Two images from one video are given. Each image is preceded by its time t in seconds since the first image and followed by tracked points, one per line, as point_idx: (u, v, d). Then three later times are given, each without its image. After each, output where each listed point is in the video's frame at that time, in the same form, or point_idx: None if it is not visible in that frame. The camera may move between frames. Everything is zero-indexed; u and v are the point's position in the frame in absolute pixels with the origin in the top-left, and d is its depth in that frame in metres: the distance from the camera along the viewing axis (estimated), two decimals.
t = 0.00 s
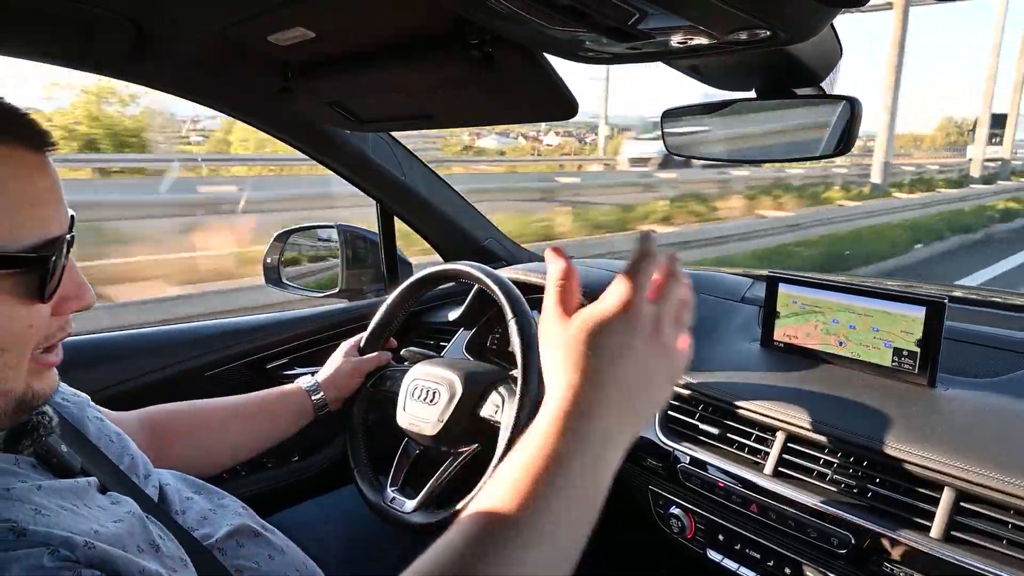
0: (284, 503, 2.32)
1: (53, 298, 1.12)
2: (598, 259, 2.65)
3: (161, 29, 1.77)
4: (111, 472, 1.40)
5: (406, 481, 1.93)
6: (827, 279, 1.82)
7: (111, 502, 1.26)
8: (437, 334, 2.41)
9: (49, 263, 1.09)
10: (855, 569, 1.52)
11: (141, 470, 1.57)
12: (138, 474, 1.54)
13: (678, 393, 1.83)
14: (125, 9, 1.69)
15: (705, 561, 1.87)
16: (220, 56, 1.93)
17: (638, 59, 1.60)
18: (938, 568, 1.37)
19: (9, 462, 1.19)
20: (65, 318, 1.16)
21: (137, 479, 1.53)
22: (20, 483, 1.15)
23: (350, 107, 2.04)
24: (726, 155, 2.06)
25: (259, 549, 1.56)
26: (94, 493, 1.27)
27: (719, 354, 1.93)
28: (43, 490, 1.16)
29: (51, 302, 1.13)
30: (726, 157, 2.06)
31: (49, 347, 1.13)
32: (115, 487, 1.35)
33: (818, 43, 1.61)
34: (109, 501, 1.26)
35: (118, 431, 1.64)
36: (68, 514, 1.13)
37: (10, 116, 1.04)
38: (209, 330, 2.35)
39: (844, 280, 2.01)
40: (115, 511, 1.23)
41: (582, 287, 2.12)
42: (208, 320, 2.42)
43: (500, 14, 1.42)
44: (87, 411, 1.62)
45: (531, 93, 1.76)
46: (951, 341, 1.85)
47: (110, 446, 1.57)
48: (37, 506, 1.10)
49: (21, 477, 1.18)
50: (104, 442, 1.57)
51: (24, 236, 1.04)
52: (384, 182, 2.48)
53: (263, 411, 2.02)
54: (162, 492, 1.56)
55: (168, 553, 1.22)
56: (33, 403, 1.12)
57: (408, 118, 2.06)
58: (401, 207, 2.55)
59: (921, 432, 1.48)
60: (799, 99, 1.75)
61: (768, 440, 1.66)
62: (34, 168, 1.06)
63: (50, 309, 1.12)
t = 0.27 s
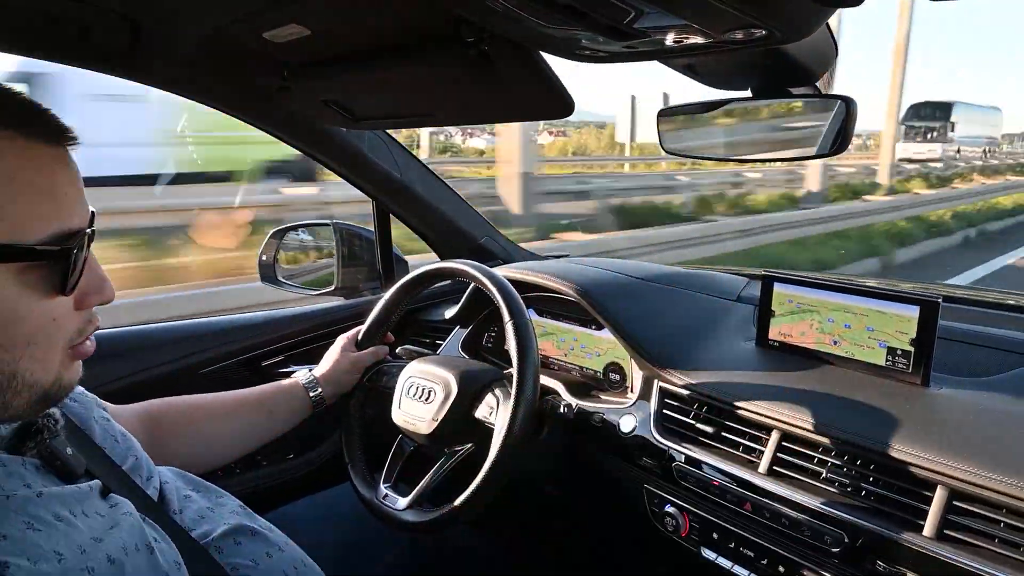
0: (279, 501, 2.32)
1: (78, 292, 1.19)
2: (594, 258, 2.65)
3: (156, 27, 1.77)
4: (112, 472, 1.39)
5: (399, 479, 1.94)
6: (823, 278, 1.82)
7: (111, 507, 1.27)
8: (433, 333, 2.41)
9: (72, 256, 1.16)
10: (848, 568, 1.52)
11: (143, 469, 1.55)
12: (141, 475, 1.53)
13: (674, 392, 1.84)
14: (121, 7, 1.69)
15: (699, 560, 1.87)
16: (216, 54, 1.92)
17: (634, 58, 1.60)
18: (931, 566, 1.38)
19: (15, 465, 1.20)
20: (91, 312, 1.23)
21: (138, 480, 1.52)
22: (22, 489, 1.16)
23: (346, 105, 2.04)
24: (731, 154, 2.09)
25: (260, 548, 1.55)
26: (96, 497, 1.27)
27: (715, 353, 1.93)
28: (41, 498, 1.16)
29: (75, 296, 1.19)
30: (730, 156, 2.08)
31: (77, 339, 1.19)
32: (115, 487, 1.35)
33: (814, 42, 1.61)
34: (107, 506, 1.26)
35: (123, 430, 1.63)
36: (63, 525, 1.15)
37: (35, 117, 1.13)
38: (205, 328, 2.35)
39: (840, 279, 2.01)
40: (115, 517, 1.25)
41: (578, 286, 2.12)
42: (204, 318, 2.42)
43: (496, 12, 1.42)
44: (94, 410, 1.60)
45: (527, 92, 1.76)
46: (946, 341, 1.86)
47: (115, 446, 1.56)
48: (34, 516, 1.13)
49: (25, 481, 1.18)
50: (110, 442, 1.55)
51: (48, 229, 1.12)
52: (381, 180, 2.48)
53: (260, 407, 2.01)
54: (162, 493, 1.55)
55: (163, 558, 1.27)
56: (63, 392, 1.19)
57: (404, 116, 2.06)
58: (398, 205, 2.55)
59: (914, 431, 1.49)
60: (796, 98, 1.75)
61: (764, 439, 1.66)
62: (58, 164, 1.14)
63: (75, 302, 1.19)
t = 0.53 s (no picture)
0: (282, 505, 2.32)
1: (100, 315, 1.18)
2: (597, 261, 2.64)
3: (160, 30, 1.77)
4: (127, 481, 1.39)
5: (402, 482, 1.94)
6: (826, 280, 1.82)
7: (131, 522, 1.27)
8: (435, 336, 2.41)
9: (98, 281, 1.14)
10: (852, 571, 1.51)
11: (157, 477, 1.56)
12: (155, 483, 1.54)
13: (677, 395, 1.83)
14: (123, 11, 1.69)
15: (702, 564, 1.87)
16: (218, 57, 1.93)
17: (636, 61, 1.60)
18: (935, 569, 1.37)
19: (38, 479, 1.20)
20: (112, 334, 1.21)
21: (153, 488, 1.52)
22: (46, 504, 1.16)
23: (348, 108, 2.04)
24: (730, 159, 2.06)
25: (272, 555, 1.55)
26: (115, 510, 1.27)
27: (718, 356, 1.93)
28: (71, 519, 1.15)
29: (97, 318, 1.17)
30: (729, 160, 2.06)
31: (97, 360, 1.18)
32: (131, 498, 1.35)
33: (817, 45, 1.61)
34: (128, 520, 1.27)
35: (137, 435, 1.63)
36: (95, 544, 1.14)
37: (65, 138, 1.08)
38: (208, 331, 2.35)
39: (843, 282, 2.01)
40: (134, 531, 1.25)
41: (580, 289, 2.12)
42: (207, 322, 2.42)
43: (498, 15, 1.42)
44: (109, 414, 1.60)
45: (529, 96, 1.76)
46: (949, 343, 1.85)
47: (130, 452, 1.56)
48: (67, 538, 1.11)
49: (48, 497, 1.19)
50: (124, 447, 1.55)
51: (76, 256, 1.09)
52: (383, 183, 2.48)
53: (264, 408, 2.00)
54: (176, 501, 1.56)
55: None
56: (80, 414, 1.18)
57: (406, 120, 2.06)
58: (400, 209, 2.55)
59: (918, 434, 1.49)
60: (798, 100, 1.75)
61: (767, 442, 1.66)
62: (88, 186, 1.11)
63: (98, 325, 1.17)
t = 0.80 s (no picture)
0: (283, 505, 2.32)
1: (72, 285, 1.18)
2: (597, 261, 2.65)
3: (160, 31, 1.78)
4: (121, 475, 1.39)
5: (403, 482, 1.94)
6: (827, 281, 1.82)
7: (124, 510, 1.27)
8: (436, 337, 2.41)
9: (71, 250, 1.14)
10: (854, 572, 1.51)
11: (151, 474, 1.56)
12: (149, 479, 1.54)
13: (678, 395, 1.83)
14: (125, 11, 1.69)
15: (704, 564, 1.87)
16: (219, 57, 1.93)
17: (637, 61, 1.60)
18: (936, 570, 1.37)
19: (30, 468, 1.21)
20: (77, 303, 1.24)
21: (147, 485, 1.52)
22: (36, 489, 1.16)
23: (349, 108, 2.04)
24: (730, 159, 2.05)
25: (268, 553, 1.55)
26: (110, 500, 1.27)
27: (719, 356, 1.93)
28: (65, 503, 1.15)
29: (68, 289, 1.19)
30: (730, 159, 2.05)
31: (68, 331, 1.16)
32: (126, 491, 1.36)
33: (818, 46, 1.61)
34: (123, 509, 1.26)
35: (129, 434, 1.64)
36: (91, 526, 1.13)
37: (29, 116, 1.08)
38: (209, 331, 2.35)
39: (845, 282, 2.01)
40: (130, 518, 1.25)
41: (582, 289, 2.12)
42: (208, 322, 2.42)
43: (499, 15, 1.43)
44: (100, 416, 1.61)
45: (530, 96, 1.76)
46: (951, 344, 1.85)
47: (123, 451, 1.57)
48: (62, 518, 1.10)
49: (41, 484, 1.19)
50: (116, 447, 1.56)
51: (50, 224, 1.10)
52: (384, 183, 2.48)
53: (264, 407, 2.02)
54: (171, 499, 1.56)
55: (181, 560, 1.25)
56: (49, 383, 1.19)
57: (407, 120, 2.06)
58: (401, 209, 2.55)
59: (919, 434, 1.49)
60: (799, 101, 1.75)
61: (768, 443, 1.66)
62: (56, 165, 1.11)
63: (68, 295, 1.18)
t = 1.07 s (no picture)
0: (283, 505, 2.32)
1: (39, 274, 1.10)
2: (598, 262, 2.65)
3: (160, 31, 1.78)
4: (111, 472, 1.39)
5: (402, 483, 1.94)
6: (828, 282, 1.81)
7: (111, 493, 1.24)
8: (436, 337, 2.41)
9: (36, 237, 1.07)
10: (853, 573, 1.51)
11: (144, 472, 1.57)
12: (142, 477, 1.55)
13: (677, 396, 1.83)
14: (124, 11, 1.69)
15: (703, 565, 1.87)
16: (219, 56, 1.92)
17: (637, 61, 1.60)
18: (936, 571, 1.37)
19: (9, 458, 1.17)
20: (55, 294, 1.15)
21: (139, 483, 1.53)
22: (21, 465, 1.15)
23: (349, 108, 2.04)
24: (729, 159, 2.06)
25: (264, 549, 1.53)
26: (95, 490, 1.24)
27: (719, 357, 1.93)
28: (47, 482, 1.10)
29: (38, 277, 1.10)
30: (728, 159, 2.06)
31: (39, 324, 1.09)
32: (114, 487, 1.35)
33: (818, 47, 1.61)
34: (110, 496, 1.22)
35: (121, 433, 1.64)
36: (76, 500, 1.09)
37: None
38: (209, 331, 2.35)
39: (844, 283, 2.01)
40: (118, 503, 1.20)
41: (581, 289, 2.12)
42: (207, 322, 2.42)
43: (500, 16, 1.43)
44: (91, 415, 1.62)
45: (530, 97, 1.76)
46: (951, 345, 1.85)
47: (115, 450, 1.57)
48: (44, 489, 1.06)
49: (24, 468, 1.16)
50: (108, 445, 1.56)
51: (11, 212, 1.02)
52: (384, 184, 2.47)
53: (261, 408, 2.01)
54: (164, 496, 1.56)
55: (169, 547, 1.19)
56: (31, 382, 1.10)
57: (407, 120, 2.06)
58: (402, 209, 2.53)
59: (919, 435, 1.48)
60: (799, 102, 1.75)
61: (767, 443, 1.66)
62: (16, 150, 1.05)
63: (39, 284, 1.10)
